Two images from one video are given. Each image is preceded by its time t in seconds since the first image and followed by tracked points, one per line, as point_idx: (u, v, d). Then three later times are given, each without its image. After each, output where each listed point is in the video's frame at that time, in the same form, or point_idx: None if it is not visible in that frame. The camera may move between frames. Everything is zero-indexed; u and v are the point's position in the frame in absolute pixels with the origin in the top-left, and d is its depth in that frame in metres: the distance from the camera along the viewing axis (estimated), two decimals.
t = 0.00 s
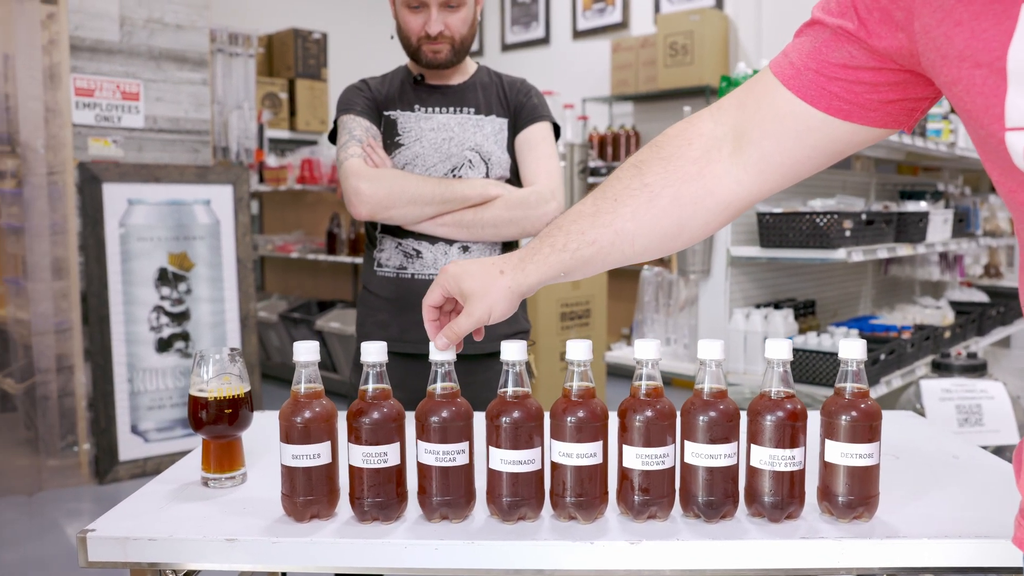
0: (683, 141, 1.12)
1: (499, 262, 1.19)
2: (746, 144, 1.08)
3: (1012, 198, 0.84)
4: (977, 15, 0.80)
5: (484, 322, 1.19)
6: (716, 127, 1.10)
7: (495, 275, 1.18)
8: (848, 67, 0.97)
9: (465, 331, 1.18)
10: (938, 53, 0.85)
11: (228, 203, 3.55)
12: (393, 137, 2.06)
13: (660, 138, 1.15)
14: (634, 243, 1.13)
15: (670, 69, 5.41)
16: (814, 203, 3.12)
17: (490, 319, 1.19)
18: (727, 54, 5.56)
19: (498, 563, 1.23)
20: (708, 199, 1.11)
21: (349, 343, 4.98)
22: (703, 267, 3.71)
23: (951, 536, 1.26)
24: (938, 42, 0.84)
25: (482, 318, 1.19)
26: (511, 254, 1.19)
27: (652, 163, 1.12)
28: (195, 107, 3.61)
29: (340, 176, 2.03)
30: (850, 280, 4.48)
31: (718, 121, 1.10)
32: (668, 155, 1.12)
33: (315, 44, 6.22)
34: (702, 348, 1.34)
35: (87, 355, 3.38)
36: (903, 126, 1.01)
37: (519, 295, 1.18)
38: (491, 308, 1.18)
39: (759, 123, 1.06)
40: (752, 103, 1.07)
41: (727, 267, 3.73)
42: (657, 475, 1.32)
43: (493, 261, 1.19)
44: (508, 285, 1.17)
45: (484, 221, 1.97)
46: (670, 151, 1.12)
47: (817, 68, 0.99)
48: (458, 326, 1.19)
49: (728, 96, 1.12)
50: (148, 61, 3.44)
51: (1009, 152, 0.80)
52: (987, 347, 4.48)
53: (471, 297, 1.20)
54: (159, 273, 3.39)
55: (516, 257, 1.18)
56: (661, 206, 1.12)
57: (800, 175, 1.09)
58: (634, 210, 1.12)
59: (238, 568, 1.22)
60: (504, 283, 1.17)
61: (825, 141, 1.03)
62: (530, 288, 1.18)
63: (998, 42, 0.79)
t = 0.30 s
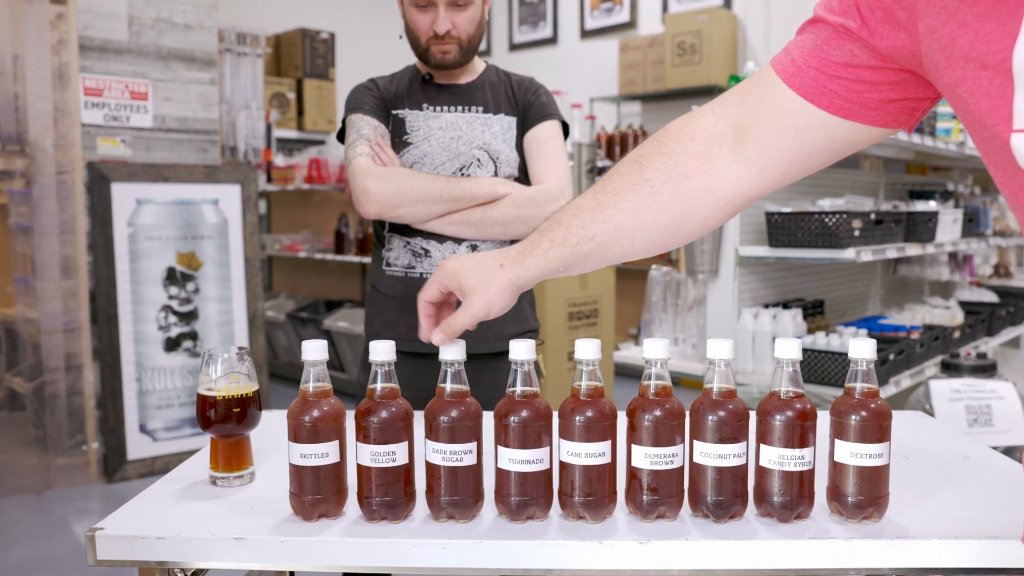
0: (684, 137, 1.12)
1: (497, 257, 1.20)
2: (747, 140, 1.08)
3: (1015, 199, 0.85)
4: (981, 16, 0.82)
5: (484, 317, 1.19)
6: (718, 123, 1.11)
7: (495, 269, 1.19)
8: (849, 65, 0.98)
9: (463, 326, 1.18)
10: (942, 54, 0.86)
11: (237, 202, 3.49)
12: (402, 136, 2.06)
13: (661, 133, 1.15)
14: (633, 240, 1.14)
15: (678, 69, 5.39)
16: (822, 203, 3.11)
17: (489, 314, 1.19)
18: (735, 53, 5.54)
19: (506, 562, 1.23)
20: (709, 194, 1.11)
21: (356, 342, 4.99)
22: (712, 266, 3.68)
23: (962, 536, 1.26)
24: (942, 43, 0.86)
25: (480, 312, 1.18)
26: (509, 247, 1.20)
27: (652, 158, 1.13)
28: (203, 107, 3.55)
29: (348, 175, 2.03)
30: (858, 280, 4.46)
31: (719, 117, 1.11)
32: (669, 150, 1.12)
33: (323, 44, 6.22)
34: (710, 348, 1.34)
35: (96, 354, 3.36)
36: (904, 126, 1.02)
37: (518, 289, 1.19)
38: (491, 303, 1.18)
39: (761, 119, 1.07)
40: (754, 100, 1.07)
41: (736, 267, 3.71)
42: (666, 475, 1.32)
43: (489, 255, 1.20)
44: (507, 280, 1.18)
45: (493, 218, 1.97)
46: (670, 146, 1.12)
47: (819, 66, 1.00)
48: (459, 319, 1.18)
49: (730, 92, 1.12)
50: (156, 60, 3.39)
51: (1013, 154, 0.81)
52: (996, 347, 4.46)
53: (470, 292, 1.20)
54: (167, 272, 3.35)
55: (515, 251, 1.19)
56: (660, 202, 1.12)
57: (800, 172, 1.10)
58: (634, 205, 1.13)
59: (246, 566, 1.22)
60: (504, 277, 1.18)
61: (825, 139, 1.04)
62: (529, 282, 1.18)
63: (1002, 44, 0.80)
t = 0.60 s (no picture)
0: (667, 139, 1.15)
1: (478, 261, 1.20)
2: (732, 142, 1.11)
3: (1009, 202, 0.91)
4: (977, 23, 0.86)
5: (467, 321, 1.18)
6: (702, 125, 1.13)
7: (476, 272, 1.19)
8: (839, 69, 1.02)
9: (444, 330, 1.16)
10: (939, 60, 0.91)
11: (243, 203, 3.49)
12: (408, 135, 2.06)
13: (644, 135, 1.18)
14: (615, 243, 1.16)
15: (685, 69, 5.34)
16: (829, 203, 3.11)
17: (470, 320, 1.18)
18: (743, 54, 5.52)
19: (512, 563, 1.23)
20: (692, 197, 1.14)
21: (363, 342, 4.99)
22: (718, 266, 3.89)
23: (970, 539, 1.25)
24: (939, 49, 0.90)
25: (463, 316, 1.18)
26: (489, 251, 1.21)
27: (634, 161, 1.15)
28: (210, 107, 3.56)
29: (354, 175, 2.04)
30: (866, 281, 4.44)
31: (702, 120, 1.14)
32: (651, 153, 1.15)
33: (330, 45, 6.23)
34: (716, 349, 1.34)
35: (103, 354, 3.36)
36: (892, 129, 1.06)
37: (500, 292, 1.18)
38: (474, 307, 1.18)
39: (745, 122, 1.10)
40: (738, 103, 1.10)
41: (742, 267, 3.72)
42: (672, 476, 1.31)
43: (469, 261, 1.20)
44: (490, 283, 1.18)
45: (499, 217, 1.97)
46: (653, 149, 1.15)
47: (809, 69, 1.04)
48: (439, 326, 1.16)
49: (713, 95, 1.15)
50: (163, 61, 3.40)
51: (1010, 158, 0.87)
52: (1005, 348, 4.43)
53: (452, 297, 1.19)
54: (174, 272, 3.34)
55: (497, 255, 1.19)
56: (643, 204, 1.14)
57: (782, 174, 1.13)
58: (615, 208, 1.15)
59: (252, 567, 1.22)
60: (486, 280, 1.18)
61: (809, 142, 1.08)
62: (510, 284, 1.18)
63: (998, 52, 0.85)
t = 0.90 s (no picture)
0: (659, 138, 1.15)
1: (466, 253, 1.26)
2: (722, 145, 1.11)
3: (1012, 211, 0.90)
4: (973, 35, 0.85)
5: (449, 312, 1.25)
6: (694, 126, 1.13)
7: (462, 264, 1.25)
8: (832, 75, 1.02)
9: (426, 320, 1.25)
10: (936, 71, 0.90)
11: (251, 202, 3.48)
12: (417, 134, 2.06)
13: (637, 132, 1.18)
14: (603, 239, 1.18)
15: (693, 69, 5.25)
16: (838, 203, 3.10)
17: (454, 310, 1.25)
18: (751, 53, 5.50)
19: (521, 563, 1.23)
20: (681, 198, 1.15)
21: (370, 342, 5.00)
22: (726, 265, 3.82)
23: (979, 540, 1.24)
24: (936, 61, 0.89)
25: (446, 307, 1.25)
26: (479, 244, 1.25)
27: (626, 159, 1.16)
28: (218, 108, 3.55)
29: (363, 172, 2.03)
30: (874, 281, 4.43)
31: (695, 120, 1.14)
32: (643, 152, 1.15)
33: (337, 44, 6.23)
34: (726, 349, 1.34)
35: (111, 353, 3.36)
36: (882, 137, 1.07)
37: (485, 284, 1.24)
38: (458, 298, 1.24)
39: (737, 124, 1.10)
40: (731, 105, 1.10)
41: (749, 267, 3.72)
42: (681, 476, 1.31)
43: (457, 253, 1.26)
44: (475, 275, 1.24)
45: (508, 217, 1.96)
46: (645, 148, 1.15)
47: (802, 73, 1.03)
48: (423, 314, 1.25)
49: (707, 95, 1.15)
50: (171, 61, 3.39)
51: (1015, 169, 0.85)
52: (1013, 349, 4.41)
53: (438, 287, 1.25)
54: (182, 272, 3.34)
55: (483, 248, 1.24)
56: (632, 202, 1.15)
57: (772, 179, 1.13)
58: (605, 205, 1.17)
59: (261, 566, 1.22)
60: (472, 272, 1.24)
61: (800, 147, 1.08)
62: (495, 278, 1.24)
63: (999, 64, 0.83)
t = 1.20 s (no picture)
0: (608, 152, 1.16)
1: (419, 261, 1.26)
2: (670, 161, 1.11)
3: (1013, 237, 0.89)
4: (949, 74, 0.85)
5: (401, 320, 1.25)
6: (643, 141, 1.14)
7: (415, 272, 1.25)
8: (798, 103, 1.02)
9: (382, 326, 1.24)
10: (917, 107, 0.90)
11: (259, 202, 3.49)
12: (427, 133, 2.06)
13: (590, 147, 1.19)
14: (547, 252, 1.18)
15: (700, 69, 5.26)
16: (847, 203, 3.09)
17: (407, 317, 1.25)
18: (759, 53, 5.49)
19: (534, 563, 1.22)
20: (627, 213, 1.14)
21: (377, 342, 5.00)
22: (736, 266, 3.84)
23: (993, 541, 1.24)
24: (915, 97, 0.90)
25: (399, 314, 1.24)
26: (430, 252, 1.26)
27: (573, 172, 1.17)
28: (226, 107, 3.56)
29: (373, 172, 2.02)
30: (883, 281, 4.41)
31: (644, 135, 1.14)
32: (590, 166, 1.16)
33: (344, 44, 6.24)
34: (739, 349, 1.34)
35: (119, 352, 3.36)
36: (841, 162, 1.07)
37: (436, 293, 1.24)
38: (410, 307, 1.24)
39: (684, 142, 1.10)
40: (682, 121, 1.11)
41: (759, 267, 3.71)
42: (694, 477, 1.31)
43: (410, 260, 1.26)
44: (427, 284, 1.24)
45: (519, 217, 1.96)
46: (593, 162, 1.16)
47: (766, 98, 1.03)
48: (377, 319, 1.24)
49: (662, 111, 1.15)
50: (180, 61, 3.39)
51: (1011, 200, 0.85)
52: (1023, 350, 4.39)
53: (391, 295, 1.25)
54: (190, 271, 3.34)
55: (435, 256, 1.25)
56: (575, 215, 1.16)
57: (719, 200, 1.13)
58: (549, 217, 1.17)
59: (273, 566, 1.22)
60: (423, 281, 1.24)
61: (750, 166, 1.07)
62: (446, 287, 1.24)
63: (981, 102, 0.83)
